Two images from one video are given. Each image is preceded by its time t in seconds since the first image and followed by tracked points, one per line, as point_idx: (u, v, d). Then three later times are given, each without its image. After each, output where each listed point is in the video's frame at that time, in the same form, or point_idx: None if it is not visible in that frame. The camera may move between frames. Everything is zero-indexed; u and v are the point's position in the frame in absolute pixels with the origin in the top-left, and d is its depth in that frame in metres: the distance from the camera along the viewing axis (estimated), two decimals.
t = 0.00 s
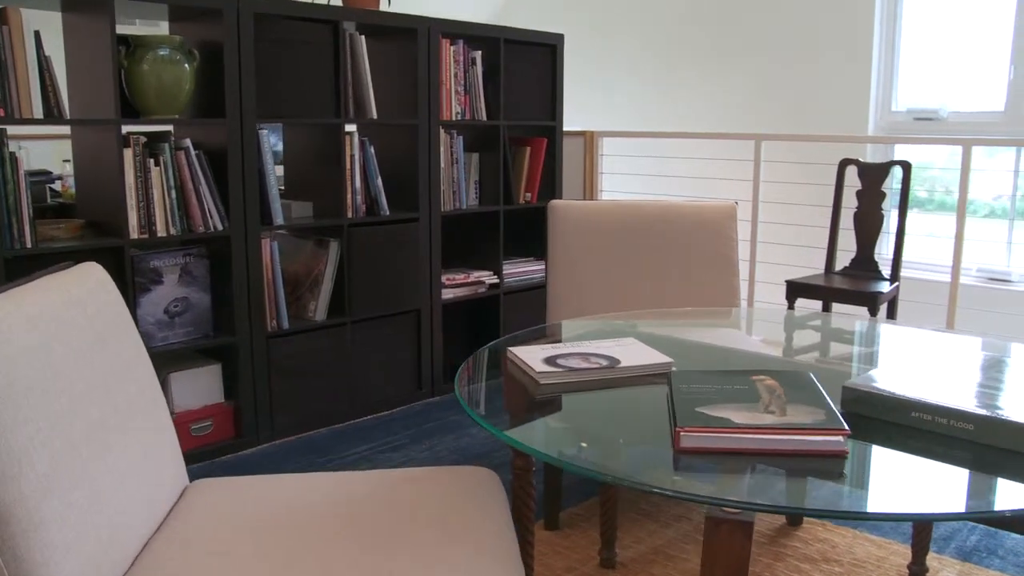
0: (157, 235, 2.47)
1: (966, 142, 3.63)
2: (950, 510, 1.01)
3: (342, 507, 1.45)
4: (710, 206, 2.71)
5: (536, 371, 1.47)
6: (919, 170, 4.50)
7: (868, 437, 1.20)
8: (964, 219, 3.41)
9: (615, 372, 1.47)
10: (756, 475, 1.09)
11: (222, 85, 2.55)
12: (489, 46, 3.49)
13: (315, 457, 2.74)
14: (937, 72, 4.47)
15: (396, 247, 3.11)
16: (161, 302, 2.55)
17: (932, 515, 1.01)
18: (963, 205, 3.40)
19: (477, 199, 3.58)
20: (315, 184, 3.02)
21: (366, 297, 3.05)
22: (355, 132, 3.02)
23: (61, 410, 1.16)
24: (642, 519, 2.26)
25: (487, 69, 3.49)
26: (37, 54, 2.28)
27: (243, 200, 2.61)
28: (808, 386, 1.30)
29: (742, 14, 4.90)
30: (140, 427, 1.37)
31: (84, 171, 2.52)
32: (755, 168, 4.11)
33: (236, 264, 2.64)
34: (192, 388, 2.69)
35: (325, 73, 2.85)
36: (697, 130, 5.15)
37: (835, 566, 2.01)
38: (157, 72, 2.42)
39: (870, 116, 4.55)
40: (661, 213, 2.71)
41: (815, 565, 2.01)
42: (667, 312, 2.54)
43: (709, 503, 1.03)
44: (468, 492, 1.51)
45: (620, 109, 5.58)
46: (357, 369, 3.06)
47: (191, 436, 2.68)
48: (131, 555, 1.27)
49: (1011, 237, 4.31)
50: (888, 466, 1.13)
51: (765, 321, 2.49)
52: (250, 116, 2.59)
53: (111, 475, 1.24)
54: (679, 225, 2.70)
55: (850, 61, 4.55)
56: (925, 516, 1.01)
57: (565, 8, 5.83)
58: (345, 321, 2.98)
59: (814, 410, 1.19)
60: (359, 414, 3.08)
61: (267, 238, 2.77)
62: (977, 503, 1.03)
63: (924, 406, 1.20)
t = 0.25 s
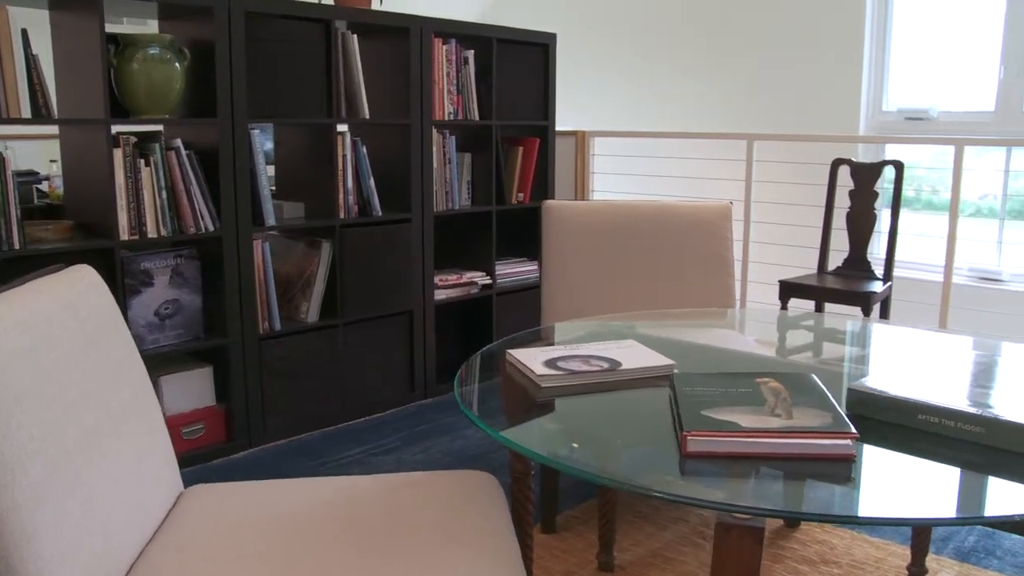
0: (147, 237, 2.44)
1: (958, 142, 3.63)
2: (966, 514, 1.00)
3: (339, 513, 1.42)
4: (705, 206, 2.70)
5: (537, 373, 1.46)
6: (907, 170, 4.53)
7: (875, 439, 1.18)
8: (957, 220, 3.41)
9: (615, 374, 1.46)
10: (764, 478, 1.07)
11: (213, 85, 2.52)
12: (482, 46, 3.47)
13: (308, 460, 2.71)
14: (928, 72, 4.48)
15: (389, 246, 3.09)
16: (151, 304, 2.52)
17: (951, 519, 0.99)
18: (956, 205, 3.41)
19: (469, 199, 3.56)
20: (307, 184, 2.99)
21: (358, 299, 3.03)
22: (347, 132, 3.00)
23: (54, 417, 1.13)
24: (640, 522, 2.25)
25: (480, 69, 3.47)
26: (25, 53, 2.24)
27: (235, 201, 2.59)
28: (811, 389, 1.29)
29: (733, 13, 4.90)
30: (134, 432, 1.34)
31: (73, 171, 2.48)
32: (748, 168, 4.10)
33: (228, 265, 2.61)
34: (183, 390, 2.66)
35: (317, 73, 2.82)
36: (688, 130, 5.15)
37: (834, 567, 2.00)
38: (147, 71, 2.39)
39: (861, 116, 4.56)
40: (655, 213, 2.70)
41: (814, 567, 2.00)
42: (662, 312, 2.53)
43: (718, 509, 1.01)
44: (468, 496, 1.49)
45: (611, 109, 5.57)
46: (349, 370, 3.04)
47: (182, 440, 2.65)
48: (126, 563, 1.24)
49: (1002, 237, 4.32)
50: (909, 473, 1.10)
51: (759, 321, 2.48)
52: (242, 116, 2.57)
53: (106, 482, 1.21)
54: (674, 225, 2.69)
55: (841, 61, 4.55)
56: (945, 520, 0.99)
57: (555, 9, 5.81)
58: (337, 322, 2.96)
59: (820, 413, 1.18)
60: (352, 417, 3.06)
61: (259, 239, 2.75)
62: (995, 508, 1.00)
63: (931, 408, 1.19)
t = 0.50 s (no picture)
0: (136, 238, 2.40)
1: (947, 142, 3.64)
2: (979, 519, 0.98)
3: (337, 519, 1.40)
4: (699, 206, 2.69)
5: (537, 377, 1.44)
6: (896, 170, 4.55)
7: (882, 442, 1.17)
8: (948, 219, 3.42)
9: (616, 377, 1.44)
10: (773, 483, 1.05)
11: (202, 84, 2.48)
12: (472, 45, 3.45)
13: (300, 464, 2.68)
14: (917, 72, 4.49)
15: (380, 247, 3.07)
16: (140, 307, 2.49)
17: (966, 523, 0.98)
18: (946, 205, 3.42)
19: (460, 200, 3.54)
20: (297, 185, 2.96)
21: (349, 300, 3.00)
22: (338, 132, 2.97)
23: (47, 425, 1.10)
24: (636, 524, 2.23)
25: (471, 68, 3.45)
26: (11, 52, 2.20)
27: (224, 202, 2.56)
28: (815, 392, 1.28)
29: (722, 13, 4.90)
30: (127, 439, 1.31)
31: (59, 172, 2.44)
32: (738, 168, 4.10)
33: (218, 267, 2.58)
34: (173, 394, 2.62)
35: (307, 72, 2.79)
36: (678, 130, 5.15)
37: (832, 569, 1.99)
38: (136, 70, 2.35)
39: (851, 116, 4.57)
40: (648, 216, 2.69)
41: (812, 569, 1.99)
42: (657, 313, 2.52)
43: (727, 515, 1.00)
44: (466, 500, 1.47)
45: (600, 109, 5.57)
46: (340, 372, 3.01)
47: (172, 444, 2.61)
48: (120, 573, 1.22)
49: (990, 236, 4.34)
50: (918, 476, 1.09)
51: (753, 322, 2.47)
52: (231, 115, 2.53)
53: (99, 491, 1.19)
54: (667, 226, 2.68)
55: (830, 61, 4.56)
56: (960, 525, 0.98)
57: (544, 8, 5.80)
58: (328, 324, 2.94)
59: (826, 417, 1.16)
60: (343, 419, 3.04)
61: (248, 240, 2.71)
62: (1009, 512, 0.99)
63: (938, 411, 1.17)
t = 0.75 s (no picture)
0: (123, 240, 2.37)
1: (936, 141, 3.65)
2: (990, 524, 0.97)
3: (334, 525, 1.38)
4: (692, 206, 2.68)
5: (536, 381, 1.42)
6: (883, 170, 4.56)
7: (887, 444, 1.15)
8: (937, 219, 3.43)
9: (616, 380, 1.43)
10: (781, 488, 1.04)
11: (190, 83, 2.45)
12: (462, 44, 3.43)
13: (290, 467, 2.66)
14: (905, 72, 4.50)
15: (370, 248, 3.04)
16: (128, 309, 2.45)
17: (981, 528, 0.97)
18: (936, 204, 3.42)
19: (449, 200, 3.52)
20: (285, 185, 2.93)
21: (339, 302, 2.97)
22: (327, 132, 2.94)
23: (38, 432, 1.07)
24: (632, 527, 2.22)
25: (461, 68, 3.43)
26: None
27: (213, 203, 2.53)
28: (818, 394, 1.26)
29: (710, 13, 4.91)
30: (120, 446, 1.29)
31: (44, 172, 2.40)
32: (728, 168, 4.10)
33: (207, 268, 2.55)
34: (162, 398, 2.59)
35: (296, 71, 2.77)
36: (667, 130, 5.15)
37: (830, 570, 1.98)
38: (123, 69, 2.32)
39: (839, 116, 4.58)
40: (641, 219, 2.67)
41: (809, 571, 1.99)
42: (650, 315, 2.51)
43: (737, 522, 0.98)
44: (465, 505, 1.45)
45: (589, 109, 5.56)
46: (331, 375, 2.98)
47: (161, 448, 2.58)
48: None
49: (978, 235, 4.36)
50: (924, 479, 1.08)
51: (745, 322, 2.47)
52: (220, 114, 2.50)
53: (92, 500, 1.16)
54: (660, 226, 2.67)
55: (817, 61, 4.57)
56: (975, 529, 0.97)
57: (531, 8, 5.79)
58: (318, 326, 2.91)
59: (833, 419, 1.15)
60: (334, 422, 3.01)
61: (237, 241, 2.68)
62: (1022, 515, 0.98)
63: (943, 413, 1.16)
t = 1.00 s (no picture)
0: (107, 242, 2.33)
1: (922, 141, 3.66)
2: (1000, 528, 0.96)
3: (329, 532, 1.35)
4: (682, 206, 2.67)
5: (534, 385, 1.40)
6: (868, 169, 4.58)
7: (891, 446, 1.14)
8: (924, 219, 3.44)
9: (614, 383, 1.41)
10: (788, 493, 1.03)
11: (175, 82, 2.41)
12: (450, 44, 3.41)
13: (278, 471, 2.63)
14: (890, 72, 4.52)
15: (357, 249, 3.01)
16: (112, 312, 2.41)
17: (991, 532, 0.96)
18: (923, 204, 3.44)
19: (437, 200, 3.49)
20: (271, 185, 2.90)
21: (326, 304, 2.94)
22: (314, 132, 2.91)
23: (25, 441, 1.04)
24: (625, 529, 2.21)
25: (448, 67, 3.40)
26: None
27: (198, 204, 2.49)
28: (820, 397, 1.25)
29: (696, 13, 4.91)
30: (109, 453, 1.25)
31: (26, 172, 2.35)
32: (715, 168, 4.10)
33: (193, 270, 2.51)
34: (147, 402, 2.55)
35: (282, 70, 2.73)
36: (653, 129, 5.15)
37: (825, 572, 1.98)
38: (106, 67, 2.28)
39: (824, 116, 4.60)
40: (629, 221, 2.66)
41: (804, 572, 1.98)
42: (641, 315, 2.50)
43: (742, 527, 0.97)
44: (462, 511, 1.43)
45: (574, 109, 5.55)
46: (318, 377, 2.95)
47: (146, 453, 2.54)
48: None
49: (962, 235, 4.38)
50: (930, 482, 1.07)
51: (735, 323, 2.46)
52: (205, 114, 2.46)
53: (81, 510, 1.13)
54: (650, 226, 2.66)
55: (803, 61, 4.58)
56: (984, 533, 0.95)
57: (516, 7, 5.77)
58: (305, 328, 2.88)
59: (836, 422, 1.14)
60: (321, 425, 2.98)
61: (223, 243, 2.65)
62: None
63: (946, 415, 1.15)
